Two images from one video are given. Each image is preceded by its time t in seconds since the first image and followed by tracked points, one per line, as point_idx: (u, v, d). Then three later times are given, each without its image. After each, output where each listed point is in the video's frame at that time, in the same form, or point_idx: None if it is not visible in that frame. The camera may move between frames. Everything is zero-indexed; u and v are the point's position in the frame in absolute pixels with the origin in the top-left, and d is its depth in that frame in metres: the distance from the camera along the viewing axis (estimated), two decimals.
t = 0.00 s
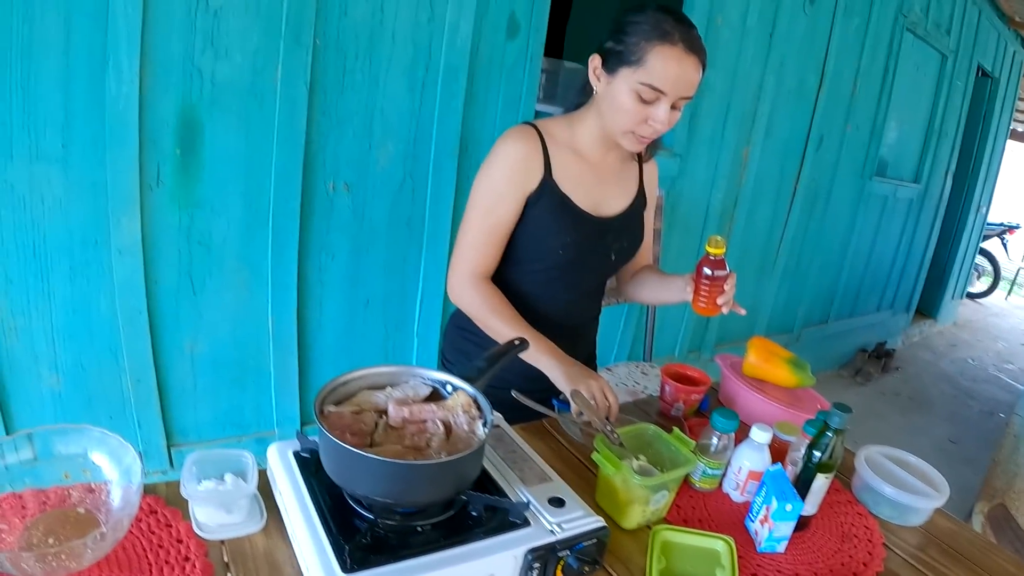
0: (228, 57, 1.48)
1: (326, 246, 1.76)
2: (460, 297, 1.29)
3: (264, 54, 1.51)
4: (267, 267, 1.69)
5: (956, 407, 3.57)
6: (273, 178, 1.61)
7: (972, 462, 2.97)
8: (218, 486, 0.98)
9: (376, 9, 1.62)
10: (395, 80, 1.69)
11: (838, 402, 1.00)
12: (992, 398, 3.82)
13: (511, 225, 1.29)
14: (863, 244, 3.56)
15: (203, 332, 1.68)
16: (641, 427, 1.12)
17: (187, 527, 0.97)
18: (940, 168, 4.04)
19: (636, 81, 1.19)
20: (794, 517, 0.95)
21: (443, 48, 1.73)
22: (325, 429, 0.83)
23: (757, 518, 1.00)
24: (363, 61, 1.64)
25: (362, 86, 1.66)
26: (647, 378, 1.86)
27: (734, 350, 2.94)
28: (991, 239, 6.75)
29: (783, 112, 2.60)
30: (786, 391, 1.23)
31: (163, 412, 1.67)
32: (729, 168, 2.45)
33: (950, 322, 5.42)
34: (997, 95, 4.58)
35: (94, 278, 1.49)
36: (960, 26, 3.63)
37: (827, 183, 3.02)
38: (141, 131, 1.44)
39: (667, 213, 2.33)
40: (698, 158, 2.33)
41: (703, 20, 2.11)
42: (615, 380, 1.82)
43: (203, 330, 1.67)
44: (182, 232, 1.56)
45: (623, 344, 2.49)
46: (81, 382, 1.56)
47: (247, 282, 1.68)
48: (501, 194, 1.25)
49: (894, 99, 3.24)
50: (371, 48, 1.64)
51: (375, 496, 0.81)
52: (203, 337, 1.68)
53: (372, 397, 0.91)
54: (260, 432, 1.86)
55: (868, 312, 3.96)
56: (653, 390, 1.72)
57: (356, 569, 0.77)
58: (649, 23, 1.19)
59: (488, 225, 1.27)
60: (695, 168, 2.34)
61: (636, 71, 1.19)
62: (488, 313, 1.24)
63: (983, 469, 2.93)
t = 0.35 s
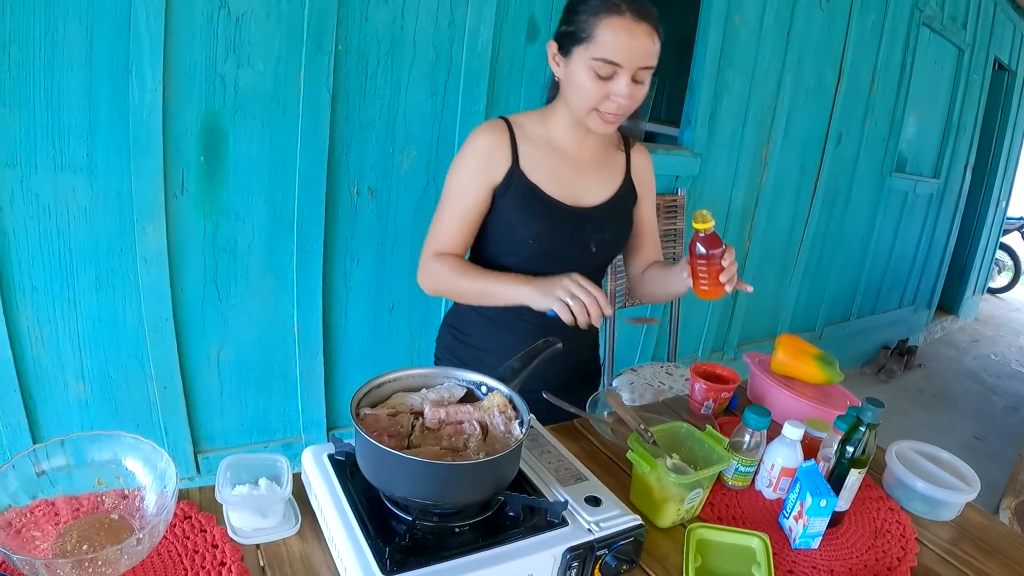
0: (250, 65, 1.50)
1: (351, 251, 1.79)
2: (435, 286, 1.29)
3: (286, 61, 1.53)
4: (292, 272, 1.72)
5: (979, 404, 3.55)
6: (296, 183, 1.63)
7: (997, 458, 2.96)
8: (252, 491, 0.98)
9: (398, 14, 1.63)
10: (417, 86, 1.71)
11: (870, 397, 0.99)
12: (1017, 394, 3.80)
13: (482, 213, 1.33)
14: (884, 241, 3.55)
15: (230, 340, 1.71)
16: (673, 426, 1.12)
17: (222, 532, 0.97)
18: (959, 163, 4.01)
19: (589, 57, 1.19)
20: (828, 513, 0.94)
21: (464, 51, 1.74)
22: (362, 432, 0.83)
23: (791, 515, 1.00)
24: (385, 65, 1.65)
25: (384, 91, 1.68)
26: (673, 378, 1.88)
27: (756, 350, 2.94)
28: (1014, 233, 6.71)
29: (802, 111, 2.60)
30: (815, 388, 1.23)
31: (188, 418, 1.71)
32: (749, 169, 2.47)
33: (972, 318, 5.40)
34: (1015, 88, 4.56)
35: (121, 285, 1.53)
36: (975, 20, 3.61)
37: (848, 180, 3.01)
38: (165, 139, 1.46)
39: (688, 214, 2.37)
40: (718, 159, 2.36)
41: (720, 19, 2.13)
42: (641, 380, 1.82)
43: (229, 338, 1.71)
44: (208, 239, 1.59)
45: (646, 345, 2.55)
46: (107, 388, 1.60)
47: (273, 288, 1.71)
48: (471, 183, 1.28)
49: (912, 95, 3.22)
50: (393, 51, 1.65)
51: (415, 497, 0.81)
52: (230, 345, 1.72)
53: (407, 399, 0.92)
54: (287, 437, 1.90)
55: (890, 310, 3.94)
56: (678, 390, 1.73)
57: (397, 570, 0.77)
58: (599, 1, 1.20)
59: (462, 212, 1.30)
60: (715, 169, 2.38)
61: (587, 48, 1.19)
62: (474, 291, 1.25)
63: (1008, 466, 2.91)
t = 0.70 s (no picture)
0: (264, 75, 1.56)
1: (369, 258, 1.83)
2: (320, 285, 1.20)
3: (299, 70, 1.59)
4: (308, 280, 1.77)
5: (1003, 399, 3.51)
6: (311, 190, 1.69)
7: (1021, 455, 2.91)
8: (273, 498, 0.99)
9: (408, 21, 1.69)
10: (430, 92, 1.78)
11: (890, 394, 0.99)
12: None
13: (376, 212, 1.22)
14: (903, 237, 3.50)
15: (249, 349, 1.77)
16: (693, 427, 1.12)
17: (244, 538, 0.97)
18: (976, 156, 3.93)
19: (459, 32, 1.06)
20: (850, 511, 0.93)
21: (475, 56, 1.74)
22: (380, 436, 0.83)
23: (813, 514, 0.99)
24: (397, 74, 1.71)
25: (397, 98, 1.74)
26: (692, 379, 1.88)
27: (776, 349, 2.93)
28: None
29: (817, 107, 2.59)
30: (835, 387, 1.22)
31: (209, 426, 1.76)
32: (765, 168, 2.47)
33: (993, 312, 5.35)
34: None
35: (141, 296, 1.59)
36: (989, 10, 3.55)
37: (865, 175, 2.98)
38: (182, 150, 1.52)
39: (704, 215, 2.39)
40: (733, 159, 2.37)
41: (732, 16, 2.13)
42: (659, 381, 1.81)
43: (249, 347, 1.76)
44: (226, 249, 1.64)
45: (665, 346, 2.55)
46: (128, 401, 1.66)
47: (291, 298, 1.77)
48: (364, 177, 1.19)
49: (927, 89, 3.18)
50: (405, 59, 1.71)
51: (434, 502, 0.81)
52: (249, 354, 1.77)
53: (425, 403, 0.92)
54: (308, 445, 1.96)
55: (910, 306, 3.89)
56: (695, 390, 1.71)
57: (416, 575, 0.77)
58: None
59: (352, 212, 1.20)
60: (731, 168, 2.38)
61: (458, 24, 1.07)
62: (333, 269, 1.14)
63: None
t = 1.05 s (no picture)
0: (286, 86, 1.62)
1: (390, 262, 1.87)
2: (290, 304, 1.09)
3: (319, 80, 1.65)
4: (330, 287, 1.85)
5: None
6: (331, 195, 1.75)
7: None
8: (304, 495, 1.01)
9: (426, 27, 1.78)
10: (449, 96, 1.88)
11: (909, 384, 1.00)
12: None
13: (343, 223, 1.14)
14: (922, 234, 3.44)
15: (276, 355, 1.83)
16: (715, 420, 1.13)
17: (277, 535, 1.00)
18: (993, 151, 3.81)
19: (409, 26, 1.01)
20: (872, 500, 0.95)
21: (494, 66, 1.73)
22: (410, 432, 0.86)
23: (835, 504, 1.00)
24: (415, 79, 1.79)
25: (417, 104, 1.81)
26: (714, 377, 1.89)
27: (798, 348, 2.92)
28: None
29: (832, 104, 2.59)
30: (856, 380, 1.24)
31: (237, 433, 1.84)
32: (783, 166, 2.49)
33: (1016, 306, 5.31)
34: None
35: (168, 305, 1.66)
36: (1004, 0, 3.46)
37: (882, 172, 2.96)
38: (207, 162, 1.59)
39: (724, 215, 2.41)
40: (751, 158, 2.39)
41: (745, 16, 2.15)
42: (681, 380, 1.82)
43: (275, 353, 1.83)
44: (251, 257, 1.71)
45: (687, 345, 2.57)
46: (156, 407, 1.73)
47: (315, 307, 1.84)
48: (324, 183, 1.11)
49: (942, 82, 3.08)
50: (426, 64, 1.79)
51: (463, 495, 0.83)
52: (276, 360, 1.84)
53: (453, 401, 0.94)
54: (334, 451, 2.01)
55: (931, 301, 3.80)
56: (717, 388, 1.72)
57: (447, 565, 0.80)
58: None
59: (316, 224, 1.11)
60: (748, 167, 2.40)
61: (409, 18, 1.02)
62: (309, 281, 1.04)
63: None
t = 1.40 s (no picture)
0: (305, 94, 1.65)
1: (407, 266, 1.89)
2: (323, 331, 1.10)
3: (338, 88, 1.68)
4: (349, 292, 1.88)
5: None
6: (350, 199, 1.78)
7: None
8: (331, 496, 1.03)
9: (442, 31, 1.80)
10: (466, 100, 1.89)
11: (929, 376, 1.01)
12: None
13: (367, 242, 1.15)
14: (941, 228, 3.40)
15: (299, 361, 1.87)
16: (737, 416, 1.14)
17: (305, 536, 1.01)
18: (1012, 142, 3.76)
19: (419, 37, 1.02)
20: (893, 493, 0.95)
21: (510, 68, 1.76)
22: (435, 431, 0.88)
23: (857, 498, 1.01)
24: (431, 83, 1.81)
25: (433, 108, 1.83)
26: (737, 376, 1.89)
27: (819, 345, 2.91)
28: None
29: (849, 99, 2.59)
30: (877, 374, 1.24)
31: (261, 438, 1.88)
32: (800, 163, 2.49)
33: None
34: None
35: (193, 313, 1.70)
36: None
37: (900, 167, 2.94)
38: (228, 171, 1.63)
39: (742, 212, 2.41)
40: (768, 155, 2.40)
41: (758, 15, 2.16)
42: (703, 379, 1.82)
43: (299, 359, 1.87)
44: (273, 263, 1.75)
45: (708, 344, 2.57)
46: (181, 414, 1.78)
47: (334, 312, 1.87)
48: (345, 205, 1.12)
49: (958, 74, 3.04)
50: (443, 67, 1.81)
51: (488, 492, 0.85)
52: (299, 365, 1.88)
53: (477, 400, 0.96)
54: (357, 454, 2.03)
55: (953, 295, 3.74)
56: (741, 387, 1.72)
57: (474, 561, 0.81)
58: None
59: (341, 245, 1.12)
60: (765, 165, 2.41)
61: (418, 29, 1.03)
62: (339, 309, 1.04)
63: None
